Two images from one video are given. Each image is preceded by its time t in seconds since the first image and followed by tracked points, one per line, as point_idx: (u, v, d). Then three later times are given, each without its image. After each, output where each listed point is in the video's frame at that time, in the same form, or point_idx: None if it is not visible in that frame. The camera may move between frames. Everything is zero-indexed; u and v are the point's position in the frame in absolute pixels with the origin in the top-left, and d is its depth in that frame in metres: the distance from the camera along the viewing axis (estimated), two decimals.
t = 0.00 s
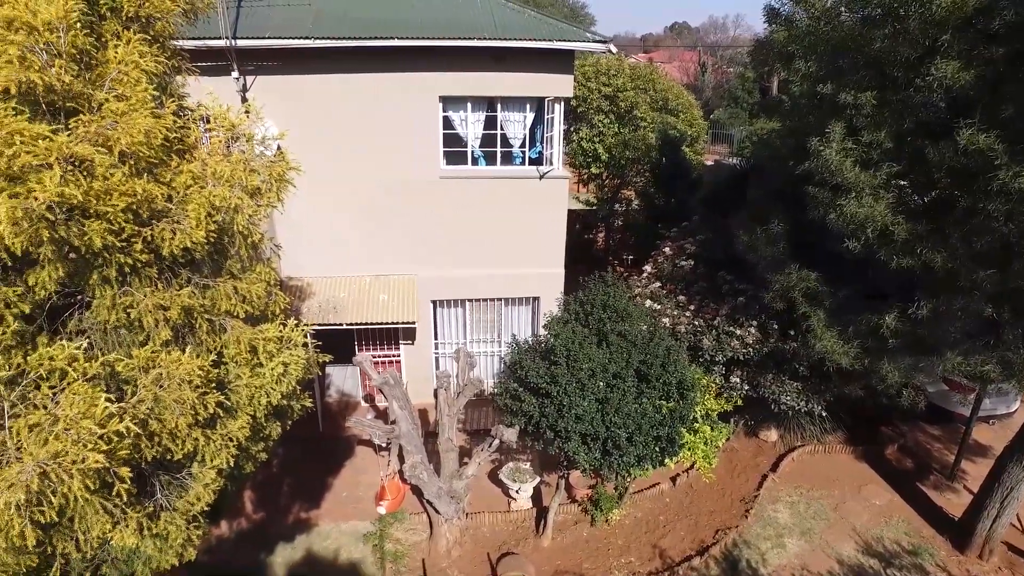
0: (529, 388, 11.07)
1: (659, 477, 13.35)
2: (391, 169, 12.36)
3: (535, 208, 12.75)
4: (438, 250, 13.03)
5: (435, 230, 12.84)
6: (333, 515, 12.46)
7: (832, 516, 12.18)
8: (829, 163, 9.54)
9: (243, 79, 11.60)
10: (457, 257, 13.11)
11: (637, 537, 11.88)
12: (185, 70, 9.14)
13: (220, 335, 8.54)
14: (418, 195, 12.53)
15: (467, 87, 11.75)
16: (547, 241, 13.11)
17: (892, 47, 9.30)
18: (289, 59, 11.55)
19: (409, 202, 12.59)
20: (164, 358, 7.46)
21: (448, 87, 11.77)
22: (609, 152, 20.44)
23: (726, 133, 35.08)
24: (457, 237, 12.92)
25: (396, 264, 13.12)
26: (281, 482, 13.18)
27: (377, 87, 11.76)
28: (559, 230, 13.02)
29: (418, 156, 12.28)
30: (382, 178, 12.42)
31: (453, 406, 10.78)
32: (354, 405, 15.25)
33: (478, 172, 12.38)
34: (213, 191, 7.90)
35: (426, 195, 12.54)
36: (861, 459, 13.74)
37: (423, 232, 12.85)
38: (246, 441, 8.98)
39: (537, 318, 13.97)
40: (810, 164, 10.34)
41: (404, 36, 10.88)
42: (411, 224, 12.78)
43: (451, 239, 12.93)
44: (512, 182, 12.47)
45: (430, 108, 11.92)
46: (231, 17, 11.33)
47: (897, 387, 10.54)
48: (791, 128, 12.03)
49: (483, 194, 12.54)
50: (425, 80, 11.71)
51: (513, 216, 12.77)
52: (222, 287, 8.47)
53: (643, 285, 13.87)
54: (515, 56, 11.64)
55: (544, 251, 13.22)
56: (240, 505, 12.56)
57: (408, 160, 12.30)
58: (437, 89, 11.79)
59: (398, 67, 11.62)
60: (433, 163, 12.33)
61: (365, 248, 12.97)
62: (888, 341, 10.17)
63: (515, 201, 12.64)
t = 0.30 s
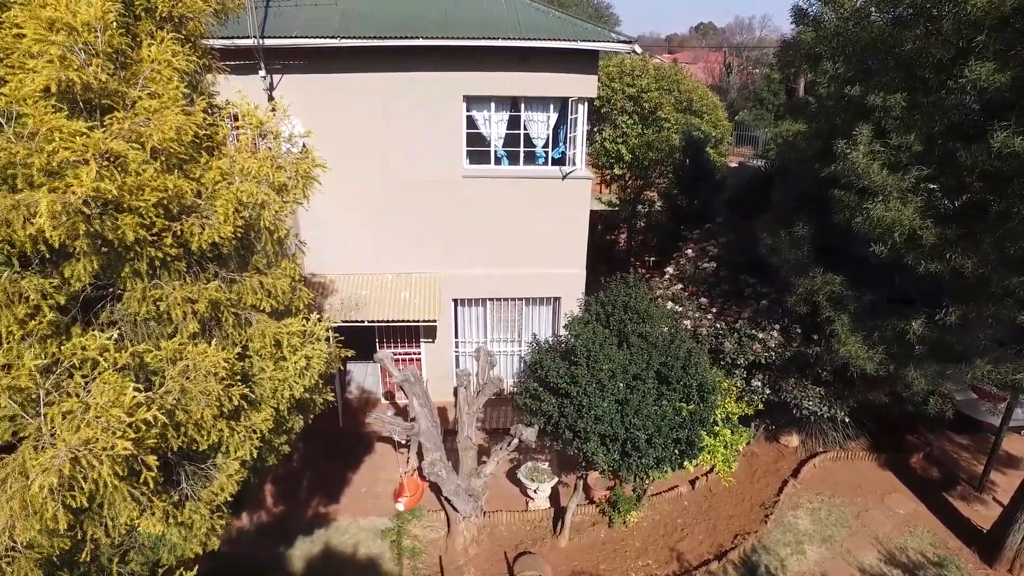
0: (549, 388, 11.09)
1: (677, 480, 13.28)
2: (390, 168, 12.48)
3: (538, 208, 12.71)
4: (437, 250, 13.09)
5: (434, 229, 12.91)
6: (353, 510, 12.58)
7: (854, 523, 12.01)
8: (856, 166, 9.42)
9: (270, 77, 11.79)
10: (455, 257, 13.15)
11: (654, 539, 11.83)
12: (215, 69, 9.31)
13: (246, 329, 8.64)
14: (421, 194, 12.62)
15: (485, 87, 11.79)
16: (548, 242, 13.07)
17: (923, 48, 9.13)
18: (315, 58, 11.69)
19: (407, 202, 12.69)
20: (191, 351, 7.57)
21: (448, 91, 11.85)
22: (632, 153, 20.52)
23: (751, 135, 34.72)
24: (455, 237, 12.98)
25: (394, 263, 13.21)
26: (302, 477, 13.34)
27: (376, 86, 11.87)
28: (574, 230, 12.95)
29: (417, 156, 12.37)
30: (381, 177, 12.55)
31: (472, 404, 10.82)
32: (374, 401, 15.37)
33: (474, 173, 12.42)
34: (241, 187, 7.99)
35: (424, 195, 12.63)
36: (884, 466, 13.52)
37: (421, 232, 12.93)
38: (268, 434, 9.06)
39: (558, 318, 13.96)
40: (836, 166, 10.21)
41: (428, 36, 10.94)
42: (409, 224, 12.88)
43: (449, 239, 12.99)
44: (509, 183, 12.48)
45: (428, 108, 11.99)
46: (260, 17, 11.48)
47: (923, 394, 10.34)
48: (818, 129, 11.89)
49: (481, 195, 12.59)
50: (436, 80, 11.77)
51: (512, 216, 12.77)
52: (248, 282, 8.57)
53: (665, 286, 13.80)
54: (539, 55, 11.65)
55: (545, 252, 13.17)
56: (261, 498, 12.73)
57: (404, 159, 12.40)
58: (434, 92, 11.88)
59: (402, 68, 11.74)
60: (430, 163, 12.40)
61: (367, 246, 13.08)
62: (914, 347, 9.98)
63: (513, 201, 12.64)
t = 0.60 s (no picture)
0: (568, 388, 11.09)
1: (697, 483, 13.17)
2: (402, 167, 12.58)
3: (544, 208, 12.71)
4: (441, 250, 13.18)
5: (435, 229, 13.01)
6: (372, 506, 12.67)
7: (877, 532, 11.81)
8: (884, 169, 9.29)
9: (296, 76, 11.94)
10: (457, 257, 13.22)
11: (672, 542, 11.75)
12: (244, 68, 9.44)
13: (270, 324, 8.69)
14: (436, 193, 12.70)
15: (506, 86, 11.84)
16: (553, 243, 13.05)
17: (956, 49, 8.95)
18: (340, 57, 11.82)
19: (422, 201, 12.79)
20: (217, 344, 7.66)
21: (455, 90, 11.93)
22: (655, 154, 20.27)
23: (776, 137, 34.26)
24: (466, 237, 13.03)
25: (408, 262, 13.31)
26: (321, 472, 13.47)
27: (384, 86, 11.98)
28: (585, 230, 12.91)
29: (422, 157, 12.49)
30: (395, 176, 12.65)
31: (491, 403, 10.87)
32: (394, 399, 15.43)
33: (474, 173, 12.51)
34: (267, 183, 7.98)
35: (432, 195, 12.73)
36: (909, 475, 13.28)
37: (435, 231, 13.01)
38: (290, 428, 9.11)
39: (578, 318, 13.93)
40: (863, 169, 10.05)
41: (453, 36, 10.97)
42: (428, 222, 12.95)
43: (451, 239, 13.07)
44: (512, 183, 12.53)
45: (441, 107, 12.06)
46: (287, 17, 11.61)
47: (951, 402, 10.12)
48: (845, 131, 11.72)
49: (482, 195, 12.66)
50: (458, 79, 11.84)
51: (514, 217, 12.81)
52: (273, 277, 8.57)
53: (686, 288, 13.72)
54: (563, 56, 11.65)
55: (548, 252, 13.15)
56: (281, 492, 12.89)
57: (408, 159, 12.54)
58: (444, 91, 11.95)
59: (409, 69, 11.84)
60: (442, 162, 12.48)
61: (377, 246, 13.20)
62: (942, 354, 9.78)
63: (516, 202, 12.68)
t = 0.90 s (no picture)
0: (588, 389, 11.08)
1: (716, 487, 13.07)
2: (425, 165, 12.69)
3: (554, 208, 12.73)
4: (449, 250, 13.29)
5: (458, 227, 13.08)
6: (390, 502, 12.78)
7: (899, 541, 11.62)
8: (913, 172, 9.17)
9: (322, 75, 12.11)
10: (478, 256, 13.28)
11: (690, 545, 11.69)
12: (272, 67, 9.60)
13: (294, 319, 8.70)
14: (459, 191, 12.77)
15: (532, 86, 11.86)
16: (560, 243, 13.06)
17: (990, 49, 8.75)
18: (366, 56, 11.94)
19: (445, 199, 12.87)
20: (243, 338, 7.75)
21: (467, 91, 12.00)
22: (679, 156, 20.03)
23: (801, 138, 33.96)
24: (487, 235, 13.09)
25: (431, 259, 13.40)
26: (341, 467, 13.62)
27: (393, 87, 12.11)
28: (607, 230, 12.90)
29: (429, 157, 12.62)
30: (417, 174, 12.76)
31: (511, 402, 10.89)
32: (414, 396, 15.51)
33: (483, 173, 12.60)
34: (295, 181, 8.05)
35: (454, 192, 12.80)
36: (934, 483, 13.02)
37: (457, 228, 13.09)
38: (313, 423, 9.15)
39: (599, 319, 13.90)
40: (891, 171, 9.90)
41: (478, 36, 11.02)
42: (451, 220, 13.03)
43: (466, 239, 13.16)
44: (518, 183, 12.58)
45: (466, 105, 12.12)
46: (313, 17, 11.75)
47: (979, 410, 9.89)
48: (874, 133, 11.53)
49: (490, 195, 12.74)
50: (484, 80, 11.89)
51: (521, 217, 12.86)
52: (298, 273, 8.62)
53: (708, 290, 13.63)
54: (586, 57, 11.66)
55: (555, 252, 13.16)
56: (302, 486, 13.06)
57: (432, 157, 12.62)
58: (466, 91, 12.01)
59: (437, 67, 11.91)
60: (465, 160, 12.55)
61: (390, 246, 13.34)
62: (970, 361, 9.56)
63: (522, 202, 12.73)
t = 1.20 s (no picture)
0: (607, 390, 11.05)
1: (734, 491, 12.95)
2: (447, 164, 12.76)
3: (572, 208, 12.73)
4: (468, 250, 13.36)
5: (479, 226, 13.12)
6: (408, 499, 12.87)
7: (923, 551, 11.43)
8: (941, 175, 9.04)
9: (346, 75, 12.19)
10: (498, 255, 13.31)
11: (707, 549, 11.62)
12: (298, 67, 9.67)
13: (318, 315, 8.75)
14: (480, 190, 12.82)
15: (556, 86, 11.87)
16: (577, 242, 13.05)
17: None
18: (390, 56, 12.03)
19: (466, 198, 12.93)
20: (268, 333, 7.79)
21: (485, 90, 12.05)
22: (700, 157, 20.03)
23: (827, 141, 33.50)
24: (507, 234, 13.11)
25: (452, 258, 13.47)
26: (359, 464, 13.73)
27: (413, 87, 12.21)
28: (628, 229, 12.84)
29: (447, 156, 12.70)
30: (439, 173, 12.83)
31: (529, 402, 10.89)
32: (433, 394, 15.52)
33: (504, 173, 12.63)
34: (321, 179, 8.08)
35: (475, 192, 12.85)
36: (960, 493, 12.75)
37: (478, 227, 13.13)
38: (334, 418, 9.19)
39: (618, 320, 13.85)
40: (919, 174, 9.75)
41: (501, 36, 11.05)
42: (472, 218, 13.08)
43: (487, 238, 13.20)
44: (534, 183, 12.62)
45: (489, 104, 12.16)
46: (339, 16, 11.85)
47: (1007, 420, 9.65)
48: (903, 135, 11.33)
49: (511, 194, 12.77)
50: (508, 80, 11.92)
51: (538, 216, 12.87)
52: (322, 270, 8.64)
53: (730, 293, 13.54)
54: (609, 57, 11.64)
55: (572, 251, 13.14)
56: (320, 481, 13.20)
57: (454, 156, 12.69)
58: (488, 90, 12.06)
59: (460, 67, 11.97)
60: (487, 159, 12.59)
61: (411, 245, 13.44)
62: (999, 368, 9.34)
63: (539, 201, 12.75)
